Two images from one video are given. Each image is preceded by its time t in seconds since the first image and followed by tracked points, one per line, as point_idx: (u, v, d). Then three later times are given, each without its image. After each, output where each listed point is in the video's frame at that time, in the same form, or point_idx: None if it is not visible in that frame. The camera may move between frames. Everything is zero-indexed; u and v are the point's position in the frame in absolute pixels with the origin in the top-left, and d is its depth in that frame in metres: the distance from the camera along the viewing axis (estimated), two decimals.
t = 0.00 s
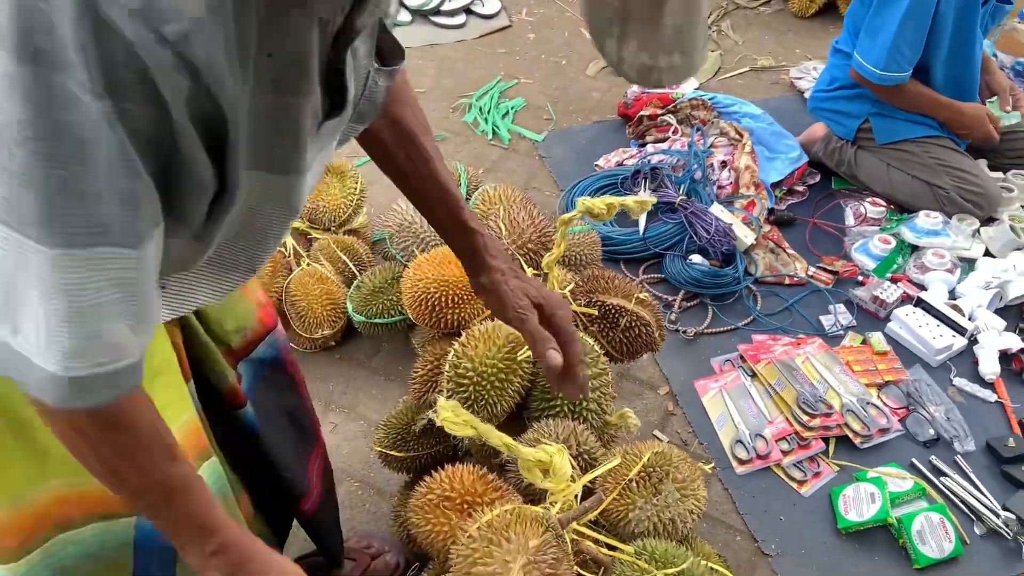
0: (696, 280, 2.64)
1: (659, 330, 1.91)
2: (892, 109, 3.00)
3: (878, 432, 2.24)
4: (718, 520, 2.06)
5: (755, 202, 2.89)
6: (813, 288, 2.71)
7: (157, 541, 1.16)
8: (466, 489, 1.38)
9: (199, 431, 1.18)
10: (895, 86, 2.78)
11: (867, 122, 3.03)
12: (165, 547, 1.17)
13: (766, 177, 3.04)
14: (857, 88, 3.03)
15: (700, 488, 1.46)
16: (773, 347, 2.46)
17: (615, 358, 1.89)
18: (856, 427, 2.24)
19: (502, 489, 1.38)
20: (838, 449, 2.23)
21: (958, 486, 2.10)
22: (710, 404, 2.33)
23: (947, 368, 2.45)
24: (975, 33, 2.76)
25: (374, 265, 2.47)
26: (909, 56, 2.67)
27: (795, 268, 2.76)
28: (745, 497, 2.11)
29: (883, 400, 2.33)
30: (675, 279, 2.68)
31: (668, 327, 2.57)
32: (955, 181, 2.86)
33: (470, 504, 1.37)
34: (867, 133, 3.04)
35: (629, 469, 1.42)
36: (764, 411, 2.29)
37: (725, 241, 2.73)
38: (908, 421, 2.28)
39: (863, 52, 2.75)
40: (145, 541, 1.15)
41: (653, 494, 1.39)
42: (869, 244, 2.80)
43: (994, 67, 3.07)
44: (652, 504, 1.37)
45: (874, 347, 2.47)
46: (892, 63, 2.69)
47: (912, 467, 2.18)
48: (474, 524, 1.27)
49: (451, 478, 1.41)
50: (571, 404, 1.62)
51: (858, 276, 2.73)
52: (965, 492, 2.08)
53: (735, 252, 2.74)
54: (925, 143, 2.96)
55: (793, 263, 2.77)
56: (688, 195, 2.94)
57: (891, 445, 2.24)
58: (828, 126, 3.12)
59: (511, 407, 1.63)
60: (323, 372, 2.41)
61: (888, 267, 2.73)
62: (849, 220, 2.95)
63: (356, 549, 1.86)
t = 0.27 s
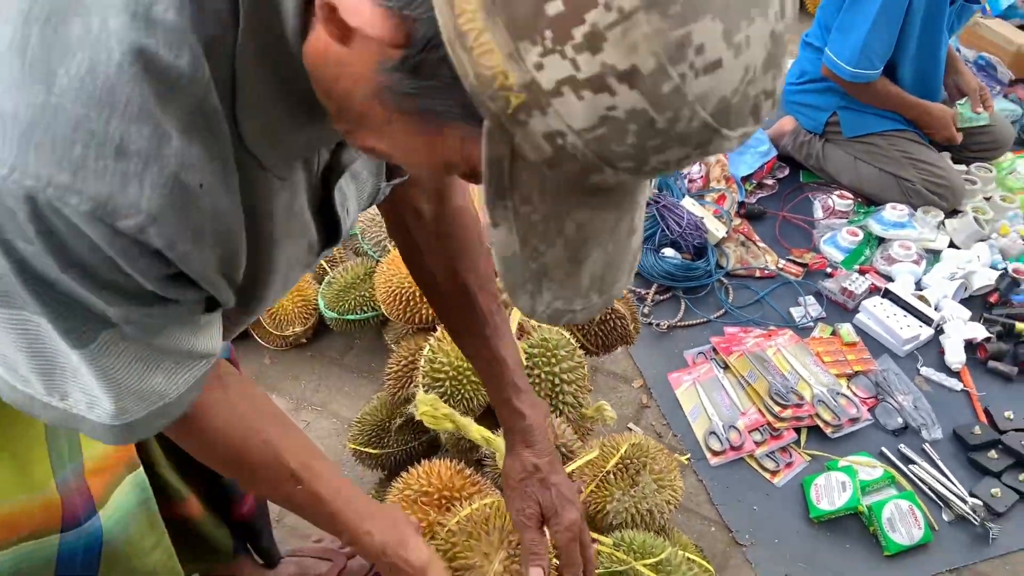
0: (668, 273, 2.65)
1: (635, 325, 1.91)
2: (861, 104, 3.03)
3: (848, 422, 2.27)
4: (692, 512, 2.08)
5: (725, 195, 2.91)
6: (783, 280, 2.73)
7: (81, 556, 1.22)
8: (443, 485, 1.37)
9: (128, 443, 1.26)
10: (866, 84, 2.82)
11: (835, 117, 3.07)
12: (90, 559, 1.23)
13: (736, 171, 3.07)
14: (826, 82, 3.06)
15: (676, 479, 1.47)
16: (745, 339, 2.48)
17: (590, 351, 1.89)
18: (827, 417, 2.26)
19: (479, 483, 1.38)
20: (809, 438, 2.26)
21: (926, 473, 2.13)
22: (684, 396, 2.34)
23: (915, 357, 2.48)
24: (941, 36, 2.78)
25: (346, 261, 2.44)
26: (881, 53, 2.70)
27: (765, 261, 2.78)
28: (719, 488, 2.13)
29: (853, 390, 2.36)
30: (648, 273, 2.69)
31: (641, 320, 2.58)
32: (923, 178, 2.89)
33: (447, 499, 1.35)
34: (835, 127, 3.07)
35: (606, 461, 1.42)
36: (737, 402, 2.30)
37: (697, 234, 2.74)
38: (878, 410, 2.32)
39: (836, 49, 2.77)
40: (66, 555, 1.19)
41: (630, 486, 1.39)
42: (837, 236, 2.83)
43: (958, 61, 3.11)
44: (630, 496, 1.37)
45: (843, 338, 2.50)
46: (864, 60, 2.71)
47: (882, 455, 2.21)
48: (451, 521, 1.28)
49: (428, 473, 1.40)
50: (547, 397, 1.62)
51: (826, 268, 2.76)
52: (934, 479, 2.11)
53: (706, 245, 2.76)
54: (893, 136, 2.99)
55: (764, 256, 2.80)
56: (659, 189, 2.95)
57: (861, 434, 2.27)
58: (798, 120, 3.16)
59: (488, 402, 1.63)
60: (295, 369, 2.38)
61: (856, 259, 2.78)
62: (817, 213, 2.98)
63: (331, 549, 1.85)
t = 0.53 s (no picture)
0: (655, 278, 2.69)
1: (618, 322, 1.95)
2: (846, 117, 3.08)
3: (828, 427, 2.30)
4: (673, 512, 2.11)
5: (712, 204, 2.96)
6: (767, 288, 2.78)
7: (65, 549, 1.21)
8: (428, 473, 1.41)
9: (126, 440, 1.26)
10: (852, 93, 2.86)
11: (821, 129, 3.12)
12: (74, 555, 1.23)
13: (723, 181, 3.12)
14: (812, 95, 3.11)
15: (655, 473, 1.50)
16: (729, 344, 2.52)
17: (575, 350, 1.92)
18: (807, 422, 2.30)
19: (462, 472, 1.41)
20: (790, 442, 2.29)
21: (903, 478, 2.17)
22: (668, 399, 2.37)
23: (895, 366, 2.52)
24: (925, 51, 2.85)
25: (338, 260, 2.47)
26: (867, 64, 2.75)
27: (751, 269, 2.83)
28: (700, 489, 2.16)
29: (833, 396, 2.40)
30: (634, 278, 2.73)
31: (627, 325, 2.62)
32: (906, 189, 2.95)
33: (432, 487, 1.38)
34: (821, 140, 3.13)
35: (587, 454, 1.45)
36: (719, 406, 2.34)
37: (683, 241, 2.78)
38: (858, 416, 2.35)
39: (823, 61, 2.82)
40: (51, 549, 1.20)
41: (609, 478, 1.43)
42: (822, 246, 2.88)
43: (942, 77, 3.18)
44: (609, 487, 1.41)
45: (825, 346, 2.55)
46: (852, 70, 2.76)
47: (861, 460, 2.24)
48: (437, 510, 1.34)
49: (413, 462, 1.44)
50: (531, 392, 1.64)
51: (810, 277, 2.81)
52: (910, 484, 2.14)
53: (693, 252, 2.80)
54: (877, 149, 3.04)
55: (749, 264, 2.84)
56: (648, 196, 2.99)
57: (841, 439, 2.31)
58: (785, 132, 3.21)
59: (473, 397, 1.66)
60: (285, 366, 2.40)
61: (839, 269, 2.83)
62: (803, 223, 3.03)
63: (316, 541, 1.87)
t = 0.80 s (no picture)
0: (664, 293, 2.73)
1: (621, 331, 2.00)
2: (858, 138, 3.11)
3: (831, 444, 2.32)
4: (674, 521, 2.14)
5: (724, 222, 3.01)
6: (776, 306, 2.81)
7: (79, 524, 1.22)
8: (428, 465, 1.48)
9: (140, 421, 1.28)
10: (865, 113, 2.90)
11: (834, 152, 3.16)
12: (87, 531, 1.23)
13: (736, 201, 3.17)
14: (826, 118, 3.16)
15: (648, 472, 1.55)
16: (735, 359, 2.56)
17: (579, 357, 1.97)
18: (810, 438, 2.32)
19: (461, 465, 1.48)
20: (792, 458, 2.32)
21: (904, 496, 2.18)
22: (672, 411, 2.41)
23: (901, 387, 2.54)
24: (937, 72, 2.92)
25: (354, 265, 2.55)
26: (879, 84, 2.80)
27: (760, 287, 2.86)
28: (700, 500, 2.19)
29: (837, 414, 2.42)
30: (644, 292, 2.77)
31: (635, 337, 2.66)
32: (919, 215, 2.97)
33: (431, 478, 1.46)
34: (835, 162, 3.17)
35: (582, 451, 1.51)
36: (723, 419, 2.37)
37: (693, 258, 2.83)
38: (861, 434, 2.37)
39: (836, 81, 2.88)
40: (66, 523, 1.20)
41: (602, 475, 1.48)
42: (832, 267, 2.91)
43: (956, 105, 3.22)
44: (601, 484, 1.47)
45: (831, 364, 2.57)
46: (862, 88, 2.81)
47: (862, 477, 2.26)
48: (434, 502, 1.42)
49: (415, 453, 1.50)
50: (532, 393, 1.69)
51: (819, 297, 2.84)
52: (910, 502, 2.16)
53: (703, 268, 2.84)
54: (888, 174, 3.07)
55: (759, 282, 2.87)
56: (661, 213, 3.04)
57: (843, 456, 2.33)
58: (799, 154, 3.26)
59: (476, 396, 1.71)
60: (300, 366, 2.47)
61: (849, 290, 2.85)
62: (814, 244, 3.07)
63: (322, 533, 1.92)
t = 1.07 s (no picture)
0: (682, 302, 2.76)
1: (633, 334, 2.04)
2: (881, 152, 3.12)
3: (845, 454, 2.32)
4: (684, 526, 2.15)
5: (744, 233, 3.04)
6: (794, 318, 2.82)
7: (104, 498, 1.28)
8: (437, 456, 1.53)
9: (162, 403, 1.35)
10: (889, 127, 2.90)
11: (857, 165, 3.17)
12: (112, 504, 1.29)
13: (757, 213, 3.17)
14: (849, 132, 3.17)
15: (651, 470, 1.59)
16: (751, 369, 2.57)
17: (591, 359, 2.01)
18: (824, 447, 2.32)
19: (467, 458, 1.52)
20: (805, 467, 2.32)
21: (918, 508, 2.18)
22: (686, 419, 2.43)
23: (919, 400, 2.53)
24: (961, 85, 2.93)
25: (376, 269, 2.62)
26: (903, 98, 2.81)
27: (779, 298, 2.88)
28: (712, 506, 2.20)
29: (853, 425, 2.42)
30: (663, 301, 2.80)
31: (652, 345, 2.69)
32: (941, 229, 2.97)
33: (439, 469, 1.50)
34: (858, 176, 3.17)
35: (586, 447, 1.55)
36: (737, 427, 2.39)
37: (712, 268, 2.86)
38: (876, 446, 2.37)
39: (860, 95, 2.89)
40: (92, 496, 1.26)
41: (605, 470, 1.52)
42: (852, 280, 2.91)
43: (981, 120, 3.21)
44: (603, 480, 1.50)
45: (848, 376, 2.57)
46: (886, 103, 2.82)
47: (876, 488, 2.26)
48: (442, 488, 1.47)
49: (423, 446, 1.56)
50: (542, 391, 1.73)
51: (839, 309, 2.84)
52: (924, 514, 2.16)
53: (722, 279, 2.87)
54: (913, 188, 3.07)
55: (778, 293, 2.89)
56: (681, 224, 3.08)
57: (857, 467, 2.33)
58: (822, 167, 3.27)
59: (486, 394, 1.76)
60: (322, 366, 2.54)
61: (869, 303, 2.85)
62: (836, 257, 3.07)
63: (337, 526, 1.97)
